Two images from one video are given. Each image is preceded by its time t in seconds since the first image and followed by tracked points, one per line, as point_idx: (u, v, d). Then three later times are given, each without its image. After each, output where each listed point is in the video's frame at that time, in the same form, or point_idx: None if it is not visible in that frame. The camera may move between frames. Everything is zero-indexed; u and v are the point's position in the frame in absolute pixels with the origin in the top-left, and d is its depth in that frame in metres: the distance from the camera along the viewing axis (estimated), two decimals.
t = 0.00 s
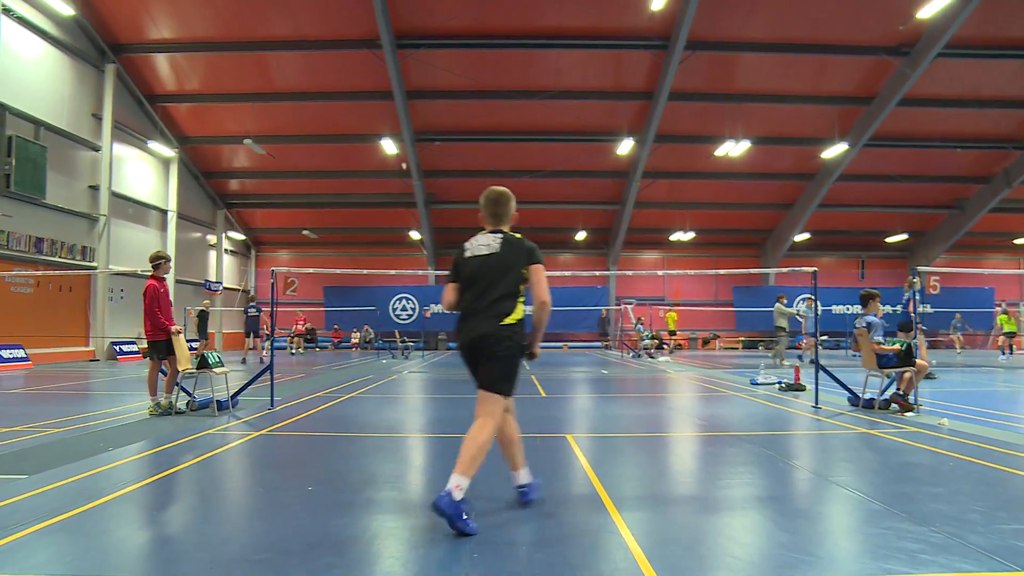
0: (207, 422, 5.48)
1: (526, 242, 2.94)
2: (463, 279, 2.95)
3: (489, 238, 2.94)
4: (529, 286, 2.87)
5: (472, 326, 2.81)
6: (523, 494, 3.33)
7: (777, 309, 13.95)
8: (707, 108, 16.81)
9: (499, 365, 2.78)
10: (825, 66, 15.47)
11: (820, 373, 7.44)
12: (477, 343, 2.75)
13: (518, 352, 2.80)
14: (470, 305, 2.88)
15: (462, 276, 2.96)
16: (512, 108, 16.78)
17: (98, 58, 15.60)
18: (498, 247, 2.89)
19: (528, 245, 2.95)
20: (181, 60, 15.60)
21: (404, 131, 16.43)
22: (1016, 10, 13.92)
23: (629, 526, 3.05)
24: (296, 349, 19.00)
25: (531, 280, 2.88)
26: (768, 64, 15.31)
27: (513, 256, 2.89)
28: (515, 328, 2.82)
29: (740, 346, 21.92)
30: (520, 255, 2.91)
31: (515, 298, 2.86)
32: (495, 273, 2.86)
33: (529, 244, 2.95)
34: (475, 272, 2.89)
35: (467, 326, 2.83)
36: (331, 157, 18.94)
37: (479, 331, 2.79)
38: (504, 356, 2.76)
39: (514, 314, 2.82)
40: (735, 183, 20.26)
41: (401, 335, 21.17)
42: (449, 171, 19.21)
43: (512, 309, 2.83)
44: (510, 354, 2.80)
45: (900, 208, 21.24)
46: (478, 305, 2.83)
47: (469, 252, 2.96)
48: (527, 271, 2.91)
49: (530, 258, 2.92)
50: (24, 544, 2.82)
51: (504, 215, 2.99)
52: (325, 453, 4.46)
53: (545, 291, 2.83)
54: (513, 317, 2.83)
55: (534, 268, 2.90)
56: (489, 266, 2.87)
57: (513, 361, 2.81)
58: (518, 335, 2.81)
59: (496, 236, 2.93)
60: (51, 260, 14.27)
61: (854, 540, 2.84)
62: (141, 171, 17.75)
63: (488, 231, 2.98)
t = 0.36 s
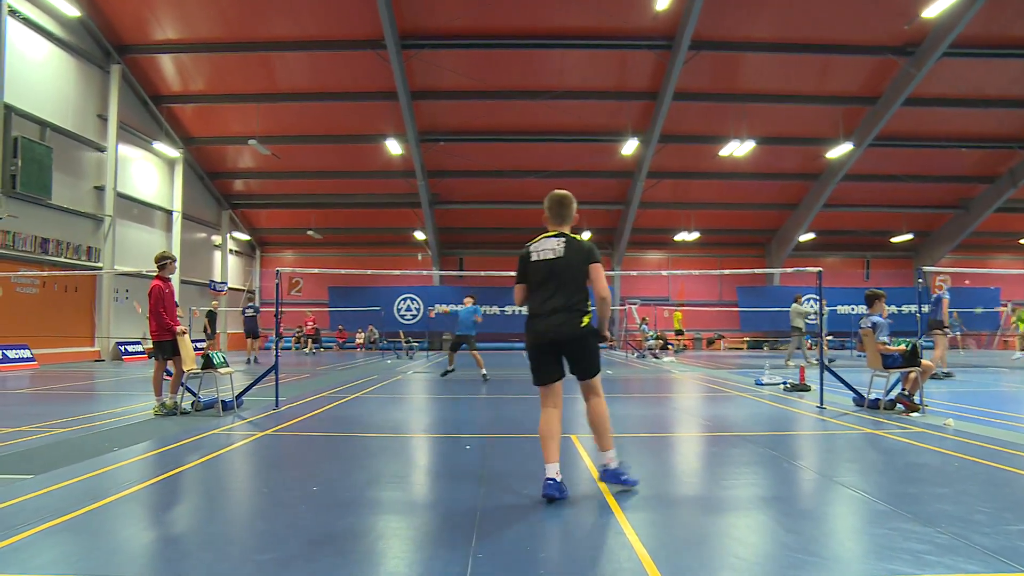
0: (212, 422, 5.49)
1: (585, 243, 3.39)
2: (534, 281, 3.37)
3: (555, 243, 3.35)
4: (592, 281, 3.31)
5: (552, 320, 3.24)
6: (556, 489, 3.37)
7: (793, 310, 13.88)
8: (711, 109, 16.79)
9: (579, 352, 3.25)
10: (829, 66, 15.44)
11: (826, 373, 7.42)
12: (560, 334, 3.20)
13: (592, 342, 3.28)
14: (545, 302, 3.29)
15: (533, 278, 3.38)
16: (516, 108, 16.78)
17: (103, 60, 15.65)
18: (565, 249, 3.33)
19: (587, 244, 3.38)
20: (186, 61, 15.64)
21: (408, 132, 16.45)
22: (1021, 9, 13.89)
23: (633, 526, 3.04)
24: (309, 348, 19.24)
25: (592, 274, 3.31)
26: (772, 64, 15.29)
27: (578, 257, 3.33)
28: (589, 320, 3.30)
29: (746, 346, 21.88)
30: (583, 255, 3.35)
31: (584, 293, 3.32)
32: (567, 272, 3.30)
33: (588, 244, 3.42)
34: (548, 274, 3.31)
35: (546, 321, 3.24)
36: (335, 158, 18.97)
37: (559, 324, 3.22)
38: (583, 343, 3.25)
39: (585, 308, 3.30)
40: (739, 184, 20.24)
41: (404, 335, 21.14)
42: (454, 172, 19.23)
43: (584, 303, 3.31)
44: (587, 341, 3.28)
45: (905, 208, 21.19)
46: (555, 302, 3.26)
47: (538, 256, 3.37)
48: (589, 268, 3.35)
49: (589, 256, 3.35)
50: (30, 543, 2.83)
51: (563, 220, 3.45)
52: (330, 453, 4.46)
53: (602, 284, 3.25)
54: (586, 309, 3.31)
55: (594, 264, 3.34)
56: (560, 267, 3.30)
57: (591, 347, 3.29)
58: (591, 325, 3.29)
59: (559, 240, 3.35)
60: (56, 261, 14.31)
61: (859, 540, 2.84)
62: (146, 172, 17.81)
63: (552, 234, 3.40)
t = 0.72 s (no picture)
0: (213, 425, 5.48)
1: (615, 275, 3.44)
2: (567, 313, 3.36)
3: (589, 277, 3.37)
4: (623, 312, 3.41)
5: (589, 351, 3.26)
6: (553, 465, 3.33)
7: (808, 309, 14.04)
8: (711, 111, 16.80)
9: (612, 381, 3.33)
10: (830, 69, 15.44)
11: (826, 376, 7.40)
12: (598, 365, 3.24)
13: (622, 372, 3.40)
14: (580, 333, 3.30)
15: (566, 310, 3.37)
16: (516, 111, 16.78)
17: (104, 62, 15.66)
18: (599, 282, 3.37)
19: (615, 278, 3.46)
20: (187, 63, 15.65)
21: (409, 134, 16.46)
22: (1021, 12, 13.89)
23: (634, 529, 3.04)
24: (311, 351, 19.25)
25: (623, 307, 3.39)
26: (772, 66, 15.30)
27: (611, 291, 3.38)
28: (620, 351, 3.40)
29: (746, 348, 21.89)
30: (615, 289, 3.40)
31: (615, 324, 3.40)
32: (601, 305, 3.34)
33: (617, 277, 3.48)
34: (582, 307, 3.33)
35: (582, 352, 3.25)
36: (335, 160, 18.98)
37: (596, 354, 3.26)
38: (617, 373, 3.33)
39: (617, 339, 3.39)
40: (740, 186, 20.25)
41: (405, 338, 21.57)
42: (454, 174, 19.23)
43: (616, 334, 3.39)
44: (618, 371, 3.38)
45: (905, 210, 21.19)
46: (590, 333, 3.29)
47: (571, 288, 3.37)
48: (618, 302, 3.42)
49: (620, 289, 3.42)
50: (30, 545, 2.83)
51: (590, 253, 3.47)
52: (330, 455, 4.46)
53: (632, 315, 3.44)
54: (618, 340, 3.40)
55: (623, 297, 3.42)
56: (595, 300, 3.33)
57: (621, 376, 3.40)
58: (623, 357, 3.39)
59: (593, 274, 3.38)
60: (57, 263, 14.32)
61: (861, 543, 2.84)
62: (146, 174, 17.82)
63: (584, 269, 3.42)
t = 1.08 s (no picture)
0: (212, 431, 5.48)
1: (569, 264, 3.21)
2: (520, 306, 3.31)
3: (536, 268, 3.24)
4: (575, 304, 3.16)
5: (532, 346, 3.18)
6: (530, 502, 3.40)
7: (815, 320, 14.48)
8: (711, 118, 16.83)
9: (567, 376, 3.17)
10: (829, 75, 15.48)
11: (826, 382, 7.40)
12: (546, 360, 3.12)
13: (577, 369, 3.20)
14: (528, 327, 3.24)
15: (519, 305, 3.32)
16: (516, 117, 16.82)
17: (105, 69, 15.69)
18: (548, 273, 3.22)
19: (570, 266, 3.22)
20: (187, 70, 15.69)
21: (409, 141, 16.50)
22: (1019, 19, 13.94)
23: (633, 535, 3.04)
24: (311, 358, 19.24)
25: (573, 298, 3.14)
26: (772, 73, 15.34)
27: (560, 281, 3.21)
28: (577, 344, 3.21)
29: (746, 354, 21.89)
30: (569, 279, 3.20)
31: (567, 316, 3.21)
32: (551, 297, 3.21)
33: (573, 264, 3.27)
34: (532, 300, 3.23)
35: (530, 346, 3.18)
36: (336, 166, 19.01)
37: (543, 349, 3.15)
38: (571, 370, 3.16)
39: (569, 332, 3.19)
40: (739, 193, 20.28)
41: (405, 344, 21.60)
42: (454, 181, 19.25)
43: (571, 327, 3.23)
44: (576, 366, 3.19)
45: (905, 216, 21.21)
46: (539, 326, 3.19)
47: (522, 281, 3.29)
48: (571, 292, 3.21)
49: (575, 278, 3.19)
50: (28, 553, 2.82)
51: (550, 244, 3.32)
52: (330, 462, 4.45)
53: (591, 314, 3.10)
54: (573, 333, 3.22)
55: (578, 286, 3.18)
56: (543, 292, 3.21)
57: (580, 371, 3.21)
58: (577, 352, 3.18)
59: (541, 265, 3.24)
60: (57, 269, 14.31)
61: (862, 549, 2.84)
62: (146, 180, 17.84)
63: (537, 258, 3.29)
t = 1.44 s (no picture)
0: (211, 443, 5.47)
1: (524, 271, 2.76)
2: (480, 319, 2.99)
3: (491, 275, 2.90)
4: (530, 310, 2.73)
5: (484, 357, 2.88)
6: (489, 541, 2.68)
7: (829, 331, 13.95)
8: (710, 130, 16.88)
9: (514, 398, 2.77)
10: (829, 87, 15.53)
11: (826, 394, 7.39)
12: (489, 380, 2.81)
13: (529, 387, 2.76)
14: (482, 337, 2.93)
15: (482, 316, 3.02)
16: (516, 129, 16.85)
17: (106, 80, 15.74)
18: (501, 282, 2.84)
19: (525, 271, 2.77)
20: (188, 83, 15.75)
21: (409, 153, 16.55)
22: (1017, 32, 14.00)
23: (633, 548, 3.03)
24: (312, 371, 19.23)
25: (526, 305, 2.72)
26: (770, 85, 15.40)
27: (510, 290, 2.80)
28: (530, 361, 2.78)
29: (746, 366, 21.87)
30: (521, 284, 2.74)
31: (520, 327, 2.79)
32: (503, 309, 2.83)
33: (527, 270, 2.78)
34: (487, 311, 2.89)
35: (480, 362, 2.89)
36: (336, 178, 19.07)
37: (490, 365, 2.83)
38: (518, 393, 2.74)
39: (518, 345, 2.77)
40: (739, 205, 20.31)
41: (405, 356, 21.59)
42: (454, 193, 19.29)
43: (524, 343, 2.78)
44: (522, 387, 2.76)
45: (904, 227, 21.25)
46: (488, 341, 2.86)
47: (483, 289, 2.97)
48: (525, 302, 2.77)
49: (524, 284, 2.72)
50: (26, 566, 2.81)
51: (518, 251, 2.86)
52: (330, 475, 4.44)
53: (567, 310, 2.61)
54: (524, 349, 2.77)
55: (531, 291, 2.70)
56: (494, 303, 2.86)
57: (531, 394, 2.78)
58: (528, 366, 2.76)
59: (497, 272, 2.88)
60: (57, 280, 14.30)
61: (862, 562, 2.83)
62: (147, 192, 17.86)
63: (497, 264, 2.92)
